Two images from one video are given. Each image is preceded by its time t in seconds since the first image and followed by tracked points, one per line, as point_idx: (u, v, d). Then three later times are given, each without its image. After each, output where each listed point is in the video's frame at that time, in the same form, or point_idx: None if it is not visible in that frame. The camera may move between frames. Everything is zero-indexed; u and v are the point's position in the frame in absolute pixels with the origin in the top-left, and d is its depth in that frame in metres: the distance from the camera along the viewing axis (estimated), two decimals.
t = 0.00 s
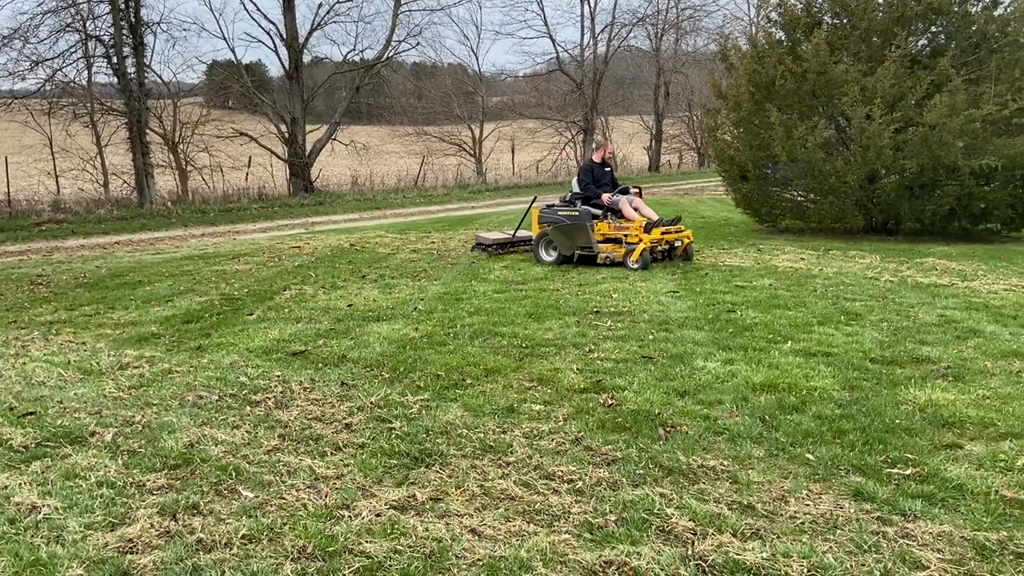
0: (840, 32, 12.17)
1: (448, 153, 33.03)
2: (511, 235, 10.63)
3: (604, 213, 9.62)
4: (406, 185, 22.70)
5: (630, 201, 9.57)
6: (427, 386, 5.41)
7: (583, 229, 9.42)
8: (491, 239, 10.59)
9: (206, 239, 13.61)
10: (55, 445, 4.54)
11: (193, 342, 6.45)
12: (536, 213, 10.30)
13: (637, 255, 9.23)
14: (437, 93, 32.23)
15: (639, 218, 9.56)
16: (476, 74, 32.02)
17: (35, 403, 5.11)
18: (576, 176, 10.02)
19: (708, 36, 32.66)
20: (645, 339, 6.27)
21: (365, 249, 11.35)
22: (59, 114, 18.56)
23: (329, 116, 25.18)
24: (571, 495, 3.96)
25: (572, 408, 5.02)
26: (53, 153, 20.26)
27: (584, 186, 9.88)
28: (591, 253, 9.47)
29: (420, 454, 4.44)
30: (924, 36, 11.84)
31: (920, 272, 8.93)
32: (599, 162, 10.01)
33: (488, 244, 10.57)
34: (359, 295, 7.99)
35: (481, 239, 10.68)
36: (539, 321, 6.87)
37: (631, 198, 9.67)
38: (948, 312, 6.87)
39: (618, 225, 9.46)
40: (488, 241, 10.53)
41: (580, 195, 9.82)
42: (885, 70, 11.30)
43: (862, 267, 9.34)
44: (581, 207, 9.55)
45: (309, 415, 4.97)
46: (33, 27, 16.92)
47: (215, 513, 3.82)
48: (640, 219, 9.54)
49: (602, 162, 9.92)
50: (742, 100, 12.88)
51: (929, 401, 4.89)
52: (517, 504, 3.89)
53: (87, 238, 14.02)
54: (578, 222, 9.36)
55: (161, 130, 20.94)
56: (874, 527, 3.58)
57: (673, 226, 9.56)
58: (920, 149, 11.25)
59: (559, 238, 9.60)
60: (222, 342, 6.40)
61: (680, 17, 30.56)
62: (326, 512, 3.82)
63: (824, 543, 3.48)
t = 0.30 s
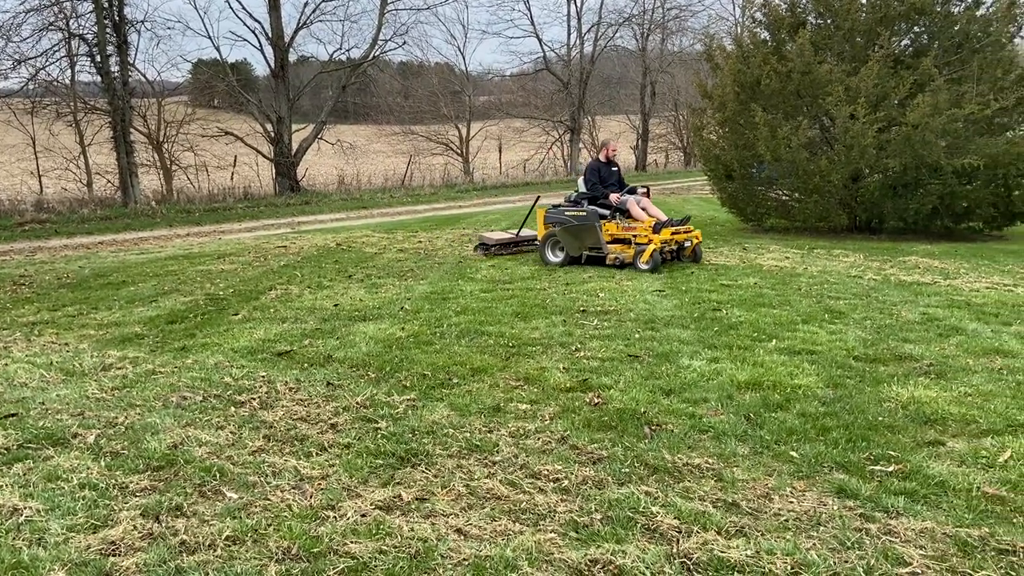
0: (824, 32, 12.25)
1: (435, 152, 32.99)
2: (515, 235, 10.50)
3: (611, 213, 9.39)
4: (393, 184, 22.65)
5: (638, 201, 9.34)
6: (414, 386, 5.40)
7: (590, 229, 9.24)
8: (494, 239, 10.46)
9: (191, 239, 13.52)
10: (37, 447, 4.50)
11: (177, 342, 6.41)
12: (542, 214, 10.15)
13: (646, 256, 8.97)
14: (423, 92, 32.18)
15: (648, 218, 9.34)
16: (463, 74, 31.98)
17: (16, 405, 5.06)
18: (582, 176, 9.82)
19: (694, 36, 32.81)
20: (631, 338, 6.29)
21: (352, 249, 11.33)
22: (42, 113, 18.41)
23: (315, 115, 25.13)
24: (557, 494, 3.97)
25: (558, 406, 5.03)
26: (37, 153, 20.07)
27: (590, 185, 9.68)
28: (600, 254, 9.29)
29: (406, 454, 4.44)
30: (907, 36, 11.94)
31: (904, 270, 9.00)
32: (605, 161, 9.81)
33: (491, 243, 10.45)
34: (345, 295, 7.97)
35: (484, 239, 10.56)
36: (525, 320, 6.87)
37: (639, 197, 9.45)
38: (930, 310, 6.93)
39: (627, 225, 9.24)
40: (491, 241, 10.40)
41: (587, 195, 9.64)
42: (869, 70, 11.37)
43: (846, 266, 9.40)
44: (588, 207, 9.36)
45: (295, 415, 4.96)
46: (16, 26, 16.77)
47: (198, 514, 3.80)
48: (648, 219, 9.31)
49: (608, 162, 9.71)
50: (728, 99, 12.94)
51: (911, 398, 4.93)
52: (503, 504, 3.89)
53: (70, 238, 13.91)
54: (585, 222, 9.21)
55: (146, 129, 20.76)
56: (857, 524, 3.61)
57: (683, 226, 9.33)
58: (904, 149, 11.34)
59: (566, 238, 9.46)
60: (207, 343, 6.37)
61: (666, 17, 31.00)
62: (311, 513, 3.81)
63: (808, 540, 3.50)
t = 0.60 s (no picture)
0: (807, 32, 12.33)
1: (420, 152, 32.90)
2: (519, 236, 10.34)
3: (619, 212, 9.19)
4: (379, 184, 22.58)
5: (646, 200, 9.10)
6: (398, 386, 5.39)
7: (598, 229, 9.08)
8: (498, 239, 10.32)
9: (173, 239, 13.41)
10: (17, 449, 4.46)
11: (159, 343, 6.36)
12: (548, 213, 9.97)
13: (656, 256, 8.89)
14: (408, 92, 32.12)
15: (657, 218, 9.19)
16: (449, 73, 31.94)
17: None
18: (589, 174, 9.59)
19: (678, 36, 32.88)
20: (616, 337, 6.30)
21: (336, 249, 11.29)
22: (23, 112, 18.22)
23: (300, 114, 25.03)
24: (542, 493, 3.97)
25: (543, 405, 5.04)
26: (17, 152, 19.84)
27: (597, 184, 9.47)
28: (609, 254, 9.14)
29: (390, 454, 4.42)
30: (888, 36, 12.04)
31: (886, 269, 9.08)
32: (611, 159, 9.59)
33: (494, 243, 10.30)
34: (330, 295, 7.93)
35: (488, 239, 10.42)
36: (511, 319, 6.87)
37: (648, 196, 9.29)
38: (911, 309, 6.99)
39: (636, 225, 9.10)
40: (493, 241, 10.27)
41: (594, 194, 9.48)
42: (851, 70, 11.45)
43: (829, 264, 9.46)
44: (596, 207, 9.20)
45: (278, 416, 4.93)
46: None
47: (181, 516, 3.77)
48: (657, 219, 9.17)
49: (614, 160, 9.49)
50: (712, 99, 13.00)
51: (892, 396, 4.97)
52: (487, 503, 3.89)
53: (51, 238, 13.77)
54: (593, 222, 9.03)
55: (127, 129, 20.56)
56: (839, 520, 3.63)
57: (693, 226, 9.21)
58: (885, 148, 11.43)
59: (574, 238, 9.29)
60: (189, 344, 6.33)
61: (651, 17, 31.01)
62: (295, 514, 3.79)
63: (790, 537, 3.52)
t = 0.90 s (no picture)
0: (788, 32, 12.41)
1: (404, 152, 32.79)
2: (521, 237, 10.18)
3: (626, 213, 9.06)
4: (363, 184, 22.50)
5: (654, 200, 9.03)
6: (382, 387, 5.37)
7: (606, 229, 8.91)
8: (500, 241, 10.17)
9: (155, 240, 13.31)
10: None
11: (140, 345, 6.31)
12: (553, 214, 9.81)
13: (665, 257, 8.79)
14: (392, 91, 32.05)
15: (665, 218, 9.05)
16: (433, 72, 31.87)
17: None
18: (595, 174, 9.44)
19: (661, 36, 33.02)
20: (600, 337, 6.32)
21: (320, 249, 11.25)
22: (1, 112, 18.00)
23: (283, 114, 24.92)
24: (526, 493, 3.97)
25: (528, 405, 5.03)
26: None
27: (603, 184, 9.32)
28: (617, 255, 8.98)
29: (374, 455, 4.40)
30: (869, 37, 12.15)
31: (867, 268, 9.16)
32: (617, 159, 9.44)
33: (496, 244, 10.15)
34: (313, 296, 7.89)
35: (490, 240, 10.27)
36: (495, 320, 6.86)
37: (656, 196, 9.14)
38: (893, 307, 7.05)
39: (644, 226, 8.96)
40: (495, 243, 10.13)
41: (600, 194, 9.32)
42: (832, 71, 11.54)
43: (811, 264, 9.52)
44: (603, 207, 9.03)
45: (261, 418, 4.90)
46: None
47: (162, 519, 3.74)
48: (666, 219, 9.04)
49: (620, 159, 9.35)
50: (695, 99, 13.06)
51: (874, 394, 5.01)
52: (471, 503, 3.88)
53: (30, 239, 13.62)
54: (600, 222, 8.85)
55: (108, 129, 20.36)
56: (821, 518, 3.66)
57: (701, 227, 9.12)
58: (866, 148, 11.53)
59: (580, 238, 9.12)
60: (171, 345, 6.28)
61: (635, 17, 31.34)
62: (278, 515, 3.77)
63: (773, 535, 3.54)
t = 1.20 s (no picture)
0: (769, 34, 12.51)
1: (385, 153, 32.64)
2: (523, 238, 10.04)
3: (633, 214, 9.01)
4: (346, 185, 22.41)
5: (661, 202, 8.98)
6: (365, 388, 5.35)
7: (612, 231, 8.82)
8: (502, 242, 10.02)
9: (135, 241, 13.19)
10: None
11: (120, 347, 6.25)
12: (557, 216, 9.69)
13: (673, 259, 8.70)
14: (375, 92, 31.96)
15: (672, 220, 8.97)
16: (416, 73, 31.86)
17: None
18: (600, 175, 9.42)
19: (644, 37, 33.21)
20: (583, 336, 6.33)
21: (302, 250, 11.18)
22: None
23: (264, 115, 24.81)
24: (509, 493, 3.97)
25: (511, 405, 5.04)
26: None
27: (609, 185, 9.29)
28: (624, 257, 8.89)
29: (357, 456, 4.39)
30: (848, 38, 12.28)
31: (848, 267, 9.23)
32: (622, 160, 9.44)
33: (497, 246, 10.01)
34: (296, 297, 7.86)
35: (491, 241, 10.13)
36: (479, 320, 6.86)
37: (663, 197, 9.07)
38: (872, 306, 7.11)
39: (651, 227, 8.88)
40: (497, 245, 9.97)
41: (606, 195, 9.25)
42: (812, 72, 11.64)
43: (792, 263, 9.59)
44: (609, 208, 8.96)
45: (242, 420, 4.86)
46: None
47: (142, 522, 3.70)
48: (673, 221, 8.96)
49: (625, 160, 9.35)
50: (678, 100, 13.12)
51: (853, 392, 5.06)
52: (455, 504, 3.88)
53: (8, 241, 13.46)
54: (607, 224, 8.77)
55: (88, 129, 20.13)
56: (802, 515, 3.68)
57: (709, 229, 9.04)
58: (847, 149, 11.63)
59: (586, 240, 9.01)
60: (151, 347, 6.23)
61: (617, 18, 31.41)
62: (259, 518, 3.75)
63: (754, 532, 3.56)
